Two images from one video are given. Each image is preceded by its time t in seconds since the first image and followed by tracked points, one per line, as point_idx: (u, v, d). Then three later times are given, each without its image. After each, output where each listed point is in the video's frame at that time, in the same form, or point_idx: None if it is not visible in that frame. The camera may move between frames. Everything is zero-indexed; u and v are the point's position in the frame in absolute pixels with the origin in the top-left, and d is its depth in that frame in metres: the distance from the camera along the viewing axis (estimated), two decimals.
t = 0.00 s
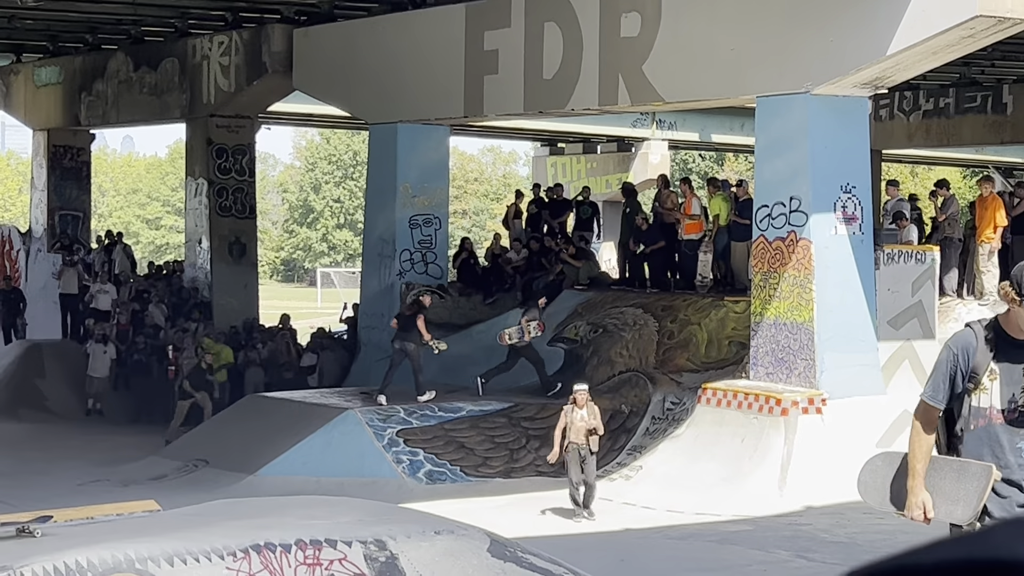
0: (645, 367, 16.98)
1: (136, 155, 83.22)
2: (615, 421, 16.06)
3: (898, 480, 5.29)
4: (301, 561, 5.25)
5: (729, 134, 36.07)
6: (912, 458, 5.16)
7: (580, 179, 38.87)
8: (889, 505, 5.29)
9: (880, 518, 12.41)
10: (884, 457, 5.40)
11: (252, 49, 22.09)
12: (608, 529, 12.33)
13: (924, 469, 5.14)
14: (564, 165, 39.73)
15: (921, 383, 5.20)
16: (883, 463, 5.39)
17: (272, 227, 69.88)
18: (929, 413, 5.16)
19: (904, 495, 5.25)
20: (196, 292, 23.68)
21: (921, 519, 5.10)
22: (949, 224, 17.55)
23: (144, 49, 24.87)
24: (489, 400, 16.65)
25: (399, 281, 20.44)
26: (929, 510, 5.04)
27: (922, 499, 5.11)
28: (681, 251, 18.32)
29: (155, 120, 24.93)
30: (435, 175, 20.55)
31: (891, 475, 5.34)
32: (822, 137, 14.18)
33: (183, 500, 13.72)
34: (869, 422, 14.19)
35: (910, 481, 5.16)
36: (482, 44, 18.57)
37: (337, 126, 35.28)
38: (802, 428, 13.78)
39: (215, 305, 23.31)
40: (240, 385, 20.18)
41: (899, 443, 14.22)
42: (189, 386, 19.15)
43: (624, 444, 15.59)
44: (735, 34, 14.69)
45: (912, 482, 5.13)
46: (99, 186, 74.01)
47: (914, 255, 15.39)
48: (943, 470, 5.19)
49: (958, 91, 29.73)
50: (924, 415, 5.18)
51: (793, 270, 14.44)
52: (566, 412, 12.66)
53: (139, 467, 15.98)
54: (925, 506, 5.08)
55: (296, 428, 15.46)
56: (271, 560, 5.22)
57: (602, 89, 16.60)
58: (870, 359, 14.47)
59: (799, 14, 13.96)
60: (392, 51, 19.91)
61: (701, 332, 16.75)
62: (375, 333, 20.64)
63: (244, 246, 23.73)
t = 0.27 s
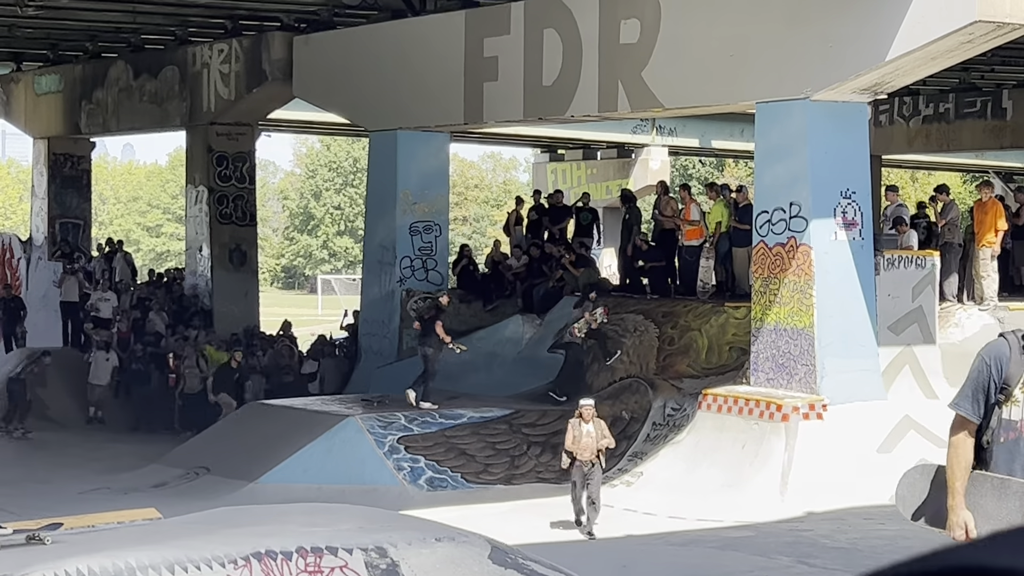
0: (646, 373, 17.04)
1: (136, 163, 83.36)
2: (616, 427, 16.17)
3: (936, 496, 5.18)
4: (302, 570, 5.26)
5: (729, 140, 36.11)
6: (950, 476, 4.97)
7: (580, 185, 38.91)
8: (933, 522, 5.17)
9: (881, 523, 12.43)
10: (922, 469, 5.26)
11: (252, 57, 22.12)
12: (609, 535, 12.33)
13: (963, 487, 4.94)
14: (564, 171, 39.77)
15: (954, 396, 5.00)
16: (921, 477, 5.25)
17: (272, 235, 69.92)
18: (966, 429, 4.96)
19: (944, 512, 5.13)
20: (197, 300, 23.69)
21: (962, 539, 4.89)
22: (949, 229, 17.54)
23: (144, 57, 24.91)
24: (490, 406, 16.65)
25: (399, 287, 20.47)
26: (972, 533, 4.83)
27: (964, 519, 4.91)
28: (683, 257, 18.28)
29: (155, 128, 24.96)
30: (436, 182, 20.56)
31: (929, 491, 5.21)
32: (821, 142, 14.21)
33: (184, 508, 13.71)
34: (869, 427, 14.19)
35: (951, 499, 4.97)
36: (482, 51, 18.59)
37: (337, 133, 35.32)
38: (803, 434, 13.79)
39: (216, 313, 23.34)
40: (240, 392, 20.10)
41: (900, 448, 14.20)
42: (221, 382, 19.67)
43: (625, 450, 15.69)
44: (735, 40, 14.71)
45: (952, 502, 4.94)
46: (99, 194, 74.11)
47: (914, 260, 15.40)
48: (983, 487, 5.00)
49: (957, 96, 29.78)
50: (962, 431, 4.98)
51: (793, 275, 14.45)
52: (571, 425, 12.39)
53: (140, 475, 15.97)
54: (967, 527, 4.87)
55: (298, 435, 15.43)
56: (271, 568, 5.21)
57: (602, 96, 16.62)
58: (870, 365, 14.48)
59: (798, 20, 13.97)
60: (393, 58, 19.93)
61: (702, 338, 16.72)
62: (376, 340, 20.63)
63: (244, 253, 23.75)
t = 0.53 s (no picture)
0: (646, 382, 16.99)
1: (136, 174, 83.47)
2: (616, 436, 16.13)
3: (974, 500, 4.76)
4: None
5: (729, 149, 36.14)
6: (986, 478, 4.63)
7: (579, 195, 38.91)
8: (965, 527, 4.76)
9: (882, 531, 12.44)
10: (962, 473, 4.86)
11: (252, 67, 22.16)
12: (609, 543, 12.33)
13: (1000, 490, 4.59)
14: (563, 180, 39.78)
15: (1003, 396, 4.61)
16: (960, 481, 4.84)
17: (272, 245, 69.95)
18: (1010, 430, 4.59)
19: (979, 518, 4.72)
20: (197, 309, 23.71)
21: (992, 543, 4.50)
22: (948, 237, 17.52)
23: (144, 67, 24.92)
24: (490, 415, 16.64)
25: (399, 297, 20.47)
26: (1001, 534, 4.45)
27: (996, 523, 4.54)
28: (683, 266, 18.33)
29: (154, 138, 25.00)
30: (435, 191, 20.57)
31: (967, 494, 4.81)
32: (821, 150, 14.23)
33: (185, 518, 13.70)
34: (870, 435, 14.19)
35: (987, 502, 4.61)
36: (482, 60, 18.62)
37: (336, 143, 35.37)
38: (804, 442, 13.79)
39: (216, 322, 23.34)
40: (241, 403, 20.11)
41: (900, 456, 14.15)
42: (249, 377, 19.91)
43: (625, 459, 15.70)
44: (734, 49, 14.74)
45: (986, 504, 4.60)
46: (100, 204, 74.17)
47: (914, 268, 15.43)
48: (1022, 497, 4.63)
49: (956, 104, 29.80)
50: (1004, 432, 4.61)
51: (793, 284, 14.46)
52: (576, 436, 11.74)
53: (141, 485, 15.96)
54: (997, 530, 4.50)
55: (298, 445, 15.41)
56: None
57: (601, 105, 16.63)
58: (870, 373, 14.50)
59: (797, 29, 14.00)
60: (392, 67, 19.96)
61: (701, 346, 16.71)
62: (375, 349, 20.62)
63: (244, 263, 23.75)
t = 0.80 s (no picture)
0: (644, 393, 16.93)
1: (133, 185, 83.50)
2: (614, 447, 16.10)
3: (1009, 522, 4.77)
4: None
5: (726, 158, 36.18)
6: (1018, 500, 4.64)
7: (577, 205, 38.91)
8: (997, 543, 5.46)
9: (881, 542, 12.43)
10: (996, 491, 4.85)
11: (249, 78, 22.18)
12: (607, 554, 12.30)
13: None
14: (561, 191, 39.80)
15: None
16: (996, 501, 5.46)
17: (269, 256, 69.93)
18: None
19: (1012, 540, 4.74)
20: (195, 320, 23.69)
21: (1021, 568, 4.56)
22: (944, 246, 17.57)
23: (142, 78, 24.91)
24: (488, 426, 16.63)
25: (397, 307, 20.44)
26: None
27: None
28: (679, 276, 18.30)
29: (152, 149, 25.01)
30: (433, 202, 20.58)
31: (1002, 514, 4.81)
32: (818, 161, 14.24)
33: (182, 530, 13.66)
34: (868, 446, 14.18)
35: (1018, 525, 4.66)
36: (479, 71, 18.64)
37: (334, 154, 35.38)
38: (802, 452, 13.81)
39: (213, 333, 23.32)
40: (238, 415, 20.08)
41: (899, 465, 14.14)
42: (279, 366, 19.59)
43: (624, 470, 15.71)
44: (731, 60, 14.77)
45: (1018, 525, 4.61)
46: (96, 215, 74.15)
47: (912, 278, 15.54)
48: None
49: (953, 114, 29.86)
50: None
51: (791, 294, 14.46)
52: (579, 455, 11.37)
53: (138, 497, 15.91)
54: None
55: (295, 456, 15.37)
56: None
57: (599, 115, 16.65)
58: (868, 384, 14.48)
59: (794, 39, 14.03)
60: (389, 78, 19.98)
61: (699, 357, 16.72)
62: (372, 359, 20.61)
63: (242, 274, 23.73)
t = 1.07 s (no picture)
0: (642, 404, 16.97)
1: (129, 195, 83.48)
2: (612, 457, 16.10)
3: None
4: None
5: (723, 169, 36.22)
6: None
7: (574, 216, 38.93)
8: None
9: (879, 552, 12.43)
10: None
11: (247, 89, 22.22)
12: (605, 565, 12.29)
13: None
14: (557, 201, 39.83)
15: None
16: None
17: (266, 266, 69.92)
18: None
19: None
20: (192, 330, 23.69)
21: None
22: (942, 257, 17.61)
23: (139, 89, 24.92)
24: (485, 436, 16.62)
25: (395, 318, 20.48)
26: None
27: None
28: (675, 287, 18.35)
29: (149, 160, 25.03)
30: (431, 212, 20.63)
31: None
32: (816, 171, 14.27)
33: (178, 540, 13.64)
34: (864, 456, 14.20)
35: None
36: (477, 82, 18.68)
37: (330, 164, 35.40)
38: (800, 463, 13.83)
39: (210, 344, 23.31)
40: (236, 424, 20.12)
41: (896, 476, 14.17)
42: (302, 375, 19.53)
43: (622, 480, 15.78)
44: (728, 71, 14.82)
45: None
46: (93, 226, 74.11)
47: (909, 289, 15.56)
48: None
49: (949, 125, 29.93)
50: None
51: (789, 304, 14.49)
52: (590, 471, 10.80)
53: (135, 507, 15.88)
54: None
55: (293, 466, 15.35)
56: None
57: (596, 126, 16.69)
58: (865, 395, 14.50)
59: (791, 50, 14.08)
60: (387, 88, 20.00)
61: (697, 366, 16.70)
62: (371, 370, 20.72)
63: (239, 284, 23.73)
